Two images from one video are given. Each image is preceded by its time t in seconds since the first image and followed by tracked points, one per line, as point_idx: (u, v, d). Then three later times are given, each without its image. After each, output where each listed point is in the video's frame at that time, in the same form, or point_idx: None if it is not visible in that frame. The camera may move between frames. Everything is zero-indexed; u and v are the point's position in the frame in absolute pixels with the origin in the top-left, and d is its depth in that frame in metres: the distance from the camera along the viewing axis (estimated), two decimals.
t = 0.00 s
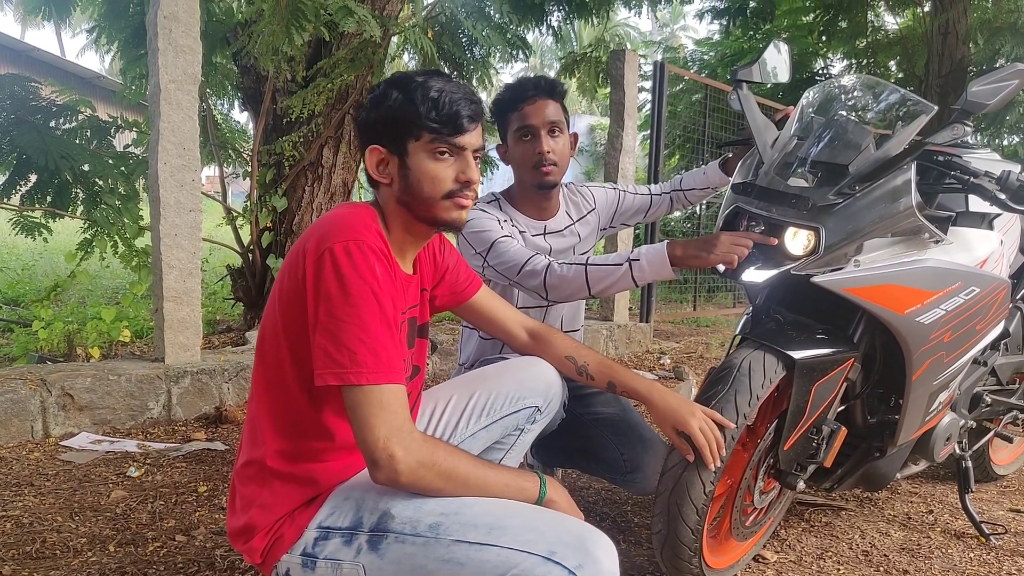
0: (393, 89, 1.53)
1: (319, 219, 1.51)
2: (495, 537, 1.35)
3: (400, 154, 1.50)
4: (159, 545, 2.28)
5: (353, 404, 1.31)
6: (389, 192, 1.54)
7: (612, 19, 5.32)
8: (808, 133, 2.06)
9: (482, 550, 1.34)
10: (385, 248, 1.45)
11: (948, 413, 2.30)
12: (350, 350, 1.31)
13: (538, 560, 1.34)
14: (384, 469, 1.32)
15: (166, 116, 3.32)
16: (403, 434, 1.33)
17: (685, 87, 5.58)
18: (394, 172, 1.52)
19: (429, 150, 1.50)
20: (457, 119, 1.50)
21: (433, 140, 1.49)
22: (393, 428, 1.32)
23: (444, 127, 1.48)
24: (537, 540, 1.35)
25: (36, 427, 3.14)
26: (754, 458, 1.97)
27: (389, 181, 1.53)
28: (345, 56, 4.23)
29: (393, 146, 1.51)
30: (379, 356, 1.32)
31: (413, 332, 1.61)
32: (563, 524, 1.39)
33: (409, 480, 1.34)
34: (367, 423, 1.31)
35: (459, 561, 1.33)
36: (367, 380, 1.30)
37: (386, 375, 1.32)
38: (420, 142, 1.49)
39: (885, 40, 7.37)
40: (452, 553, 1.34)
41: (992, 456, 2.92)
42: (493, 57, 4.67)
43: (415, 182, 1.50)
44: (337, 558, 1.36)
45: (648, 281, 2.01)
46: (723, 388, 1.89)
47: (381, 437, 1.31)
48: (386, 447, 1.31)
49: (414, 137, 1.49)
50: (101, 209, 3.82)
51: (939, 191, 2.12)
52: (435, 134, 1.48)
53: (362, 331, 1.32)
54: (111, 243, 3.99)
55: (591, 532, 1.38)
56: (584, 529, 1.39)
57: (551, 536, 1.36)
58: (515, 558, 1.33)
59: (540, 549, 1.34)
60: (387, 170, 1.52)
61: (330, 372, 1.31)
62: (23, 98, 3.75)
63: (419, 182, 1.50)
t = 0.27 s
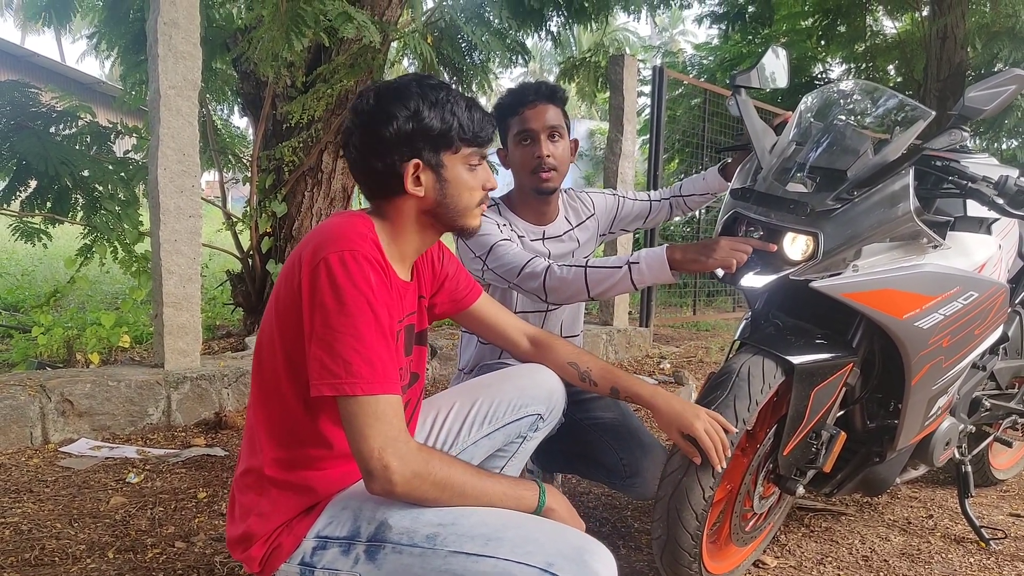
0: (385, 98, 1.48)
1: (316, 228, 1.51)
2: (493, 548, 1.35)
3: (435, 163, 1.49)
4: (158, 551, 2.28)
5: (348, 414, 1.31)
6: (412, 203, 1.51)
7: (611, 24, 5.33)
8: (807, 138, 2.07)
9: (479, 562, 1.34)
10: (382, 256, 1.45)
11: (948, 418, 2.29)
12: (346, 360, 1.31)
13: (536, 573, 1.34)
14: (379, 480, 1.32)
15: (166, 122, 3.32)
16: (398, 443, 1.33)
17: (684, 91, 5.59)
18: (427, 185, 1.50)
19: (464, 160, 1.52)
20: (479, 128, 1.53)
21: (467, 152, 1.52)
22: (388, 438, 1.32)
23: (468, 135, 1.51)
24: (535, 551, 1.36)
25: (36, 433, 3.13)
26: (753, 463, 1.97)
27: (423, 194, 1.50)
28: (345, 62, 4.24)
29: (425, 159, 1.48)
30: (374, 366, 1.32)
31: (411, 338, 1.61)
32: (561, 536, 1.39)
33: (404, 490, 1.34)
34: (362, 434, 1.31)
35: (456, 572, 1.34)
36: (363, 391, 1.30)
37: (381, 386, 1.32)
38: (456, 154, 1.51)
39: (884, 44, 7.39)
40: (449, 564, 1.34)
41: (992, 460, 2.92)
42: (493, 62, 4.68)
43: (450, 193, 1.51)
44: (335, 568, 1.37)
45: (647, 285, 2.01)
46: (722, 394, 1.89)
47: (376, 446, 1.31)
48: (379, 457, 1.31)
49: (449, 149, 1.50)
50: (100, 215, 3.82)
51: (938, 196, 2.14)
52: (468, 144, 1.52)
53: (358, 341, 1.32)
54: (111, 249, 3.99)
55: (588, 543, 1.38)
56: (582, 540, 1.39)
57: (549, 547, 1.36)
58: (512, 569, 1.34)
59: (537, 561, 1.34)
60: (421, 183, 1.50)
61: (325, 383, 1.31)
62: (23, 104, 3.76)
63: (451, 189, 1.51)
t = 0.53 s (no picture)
0: (385, 96, 1.48)
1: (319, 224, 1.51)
2: (494, 548, 1.34)
3: (434, 160, 1.49)
4: (159, 546, 2.28)
5: (349, 410, 1.31)
6: (412, 200, 1.51)
7: (616, 25, 5.33)
8: (813, 141, 2.07)
9: (480, 561, 1.33)
10: (384, 253, 1.44)
11: (950, 423, 2.29)
12: (347, 356, 1.31)
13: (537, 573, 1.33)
14: (380, 476, 1.31)
15: (170, 118, 3.32)
16: (398, 441, 1.33)
17: (689, 93, 5.59)
18: (427, 181, 1.50)
19: (464, 157, 1.53)
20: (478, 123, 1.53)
21: (467, 149, 1.52)
22: (388, 435, 1.32)
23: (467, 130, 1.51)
24: (536, 552, 1.35)
25: (38, 428, 3.14)
26: (755, 465, 1.97)
27: (423, 190, 1.50)
28: (350, 60, 4.25)
29: (425, 156, 1.48)
30: (375, 363, 1.31)
31: (413, 336, 1.61)
32: (562, 536, 1.39)
33: (404, 487, 1.34)
34: (363, 431, 1.31)
35: (456, 571, 1.33)
36: (363, 387, 1.30)
37: (382, 382, 1.31)
38: (456, 151, 1.52)
39: (890, 48, 7.39)
40: (450, 563, 1.33)
41: (994, 466, 2.91)
42: (498, 62, 4.68)
43: (451, 190, 1.51)
44: (335, 565, 1.36)
45: (650, 286, 2.02)
46: (724, 396, 1.89)
47: (376, 442, 1.31)
48: (379, 454, 1.31)
49: (449, 146, 1.50)
50: (104, 210, 3.82)
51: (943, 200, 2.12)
52: (469, 140, 1.52)
53: (359, 338, 1.31)
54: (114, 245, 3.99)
55: (589, 544, 1.38)
56: (583, 541, 1.39)
57: (550, 548, 1.36)
58: (513, 569, 1.33)
59: (538, 561, 1.34)
60: (420, 180, 1.49)
61: (325, 379, 1.31)
62: (29, 99, 3.76)
63: (452, 186, 1.51)
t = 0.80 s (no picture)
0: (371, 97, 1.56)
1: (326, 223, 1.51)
2: (500, 551, 1.35)
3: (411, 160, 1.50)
4: (162, 545, 2.29)
5: (358, 407, 1.31)
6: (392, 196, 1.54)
7: (622, 27, 5.33)
8: (818, 145, 2.07)
9: (486, 563, 1.33)
10: (392, 253, 1.45)
11: (955, 428, 2.29)
12: (356, 354, 1.31)
13: None
14: (389, 473, 1.31)
15: (176, 117, 3.33)
16: (408, 439, 1.33)
17: (693, 96, 5.60)
18: (395, 175, 1.52)
19: (432, 151, 1.51)
20: (458, 120, 1.50)
21: (434, 142, 1.50)
22: (397, 433, 1.32)
23: (446, 129, 1.50)
24: (542, 555, 1.35)
25: (42, 425, 3.15)
26: (759, 469, 1.96)
27: (393, 184, 1.53)
28: (355, 60, 4.26)
29: (390, 150, 1.52)
30: (384, 361, 1.32)
31: (418, 337, 1.61)
32: (568, 540, 1.39)
33: (411, 486, 1.34)
34: (371, 428, 1.31)
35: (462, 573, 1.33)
36: (372, 385, 1.30)
37: (391, 380, 1.32)
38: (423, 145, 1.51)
39: (895, 52, 7.38)
40: (456, 565, 1.34)
41: (997, 472, 2.90)
42: (503, 63, 4.68)
43: (417, 184, 1.50)
44: (341, 566, 1.36)
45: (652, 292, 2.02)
46: (729, 399, 1.88)
47: (386, 440, 1.31)
48: (389, 451, 1.31)
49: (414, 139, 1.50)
50: (110, 209, 3.83)
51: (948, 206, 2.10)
52: (432, 132, 1.49)
53: (368, 336, 1.32)
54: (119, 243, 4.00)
55: (595, 548, 1.38)
56: (589, 545, 1.39)
57: (556, 551, 1.36)
58: (519, 572, 1.33)
59: (544, 565, 1.34)
60: (389, 173, 1.53)
61: (334, 377, 1.31)
62: (35, 97, 3.77)
63: (419, 180, 1.50)
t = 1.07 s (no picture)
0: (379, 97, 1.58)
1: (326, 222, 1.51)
2: (502, 551, 1.34)
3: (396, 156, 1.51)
4: (164, 544, 2.29)
5: (358, 407, 1.31)
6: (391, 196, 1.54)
7: (623, 27, 5.33)
8: (821, 145, 2.06)
9: (488, 563, 1.33)
10: (392, 252, 1.45)
11: (957, 428, 2.28)
12: (356, 353, 1.31)
13: None
14: (390, 474, 1.32)
15: (178, 117, 3.33)
16: (409, 438, 1.33)
17: (695, 95, 5.59)
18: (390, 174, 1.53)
19: (421, 149, 1.50)
20: (444, 117, 1.50)
21: (422, 141, 1.50)
22: (398, 432, 1.32)
23: (431, 126, 1.49)
24: (543, 555, 1.35)
25: (43, 425, 3.15)
26: (761, 469, 1.96)
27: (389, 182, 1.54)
28: (357, 60, 4.26)
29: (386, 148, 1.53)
30: (384, 360, 1.32)
31: (419, 337, 1.61)
32: (570, 540, 1.39)
33: (413, 486, 1.34)
34: (372, 428, 1.31)
35: (464, 573, 1.33)
36: (373, 384, 1.30)
37: (391, 379, 1.32)
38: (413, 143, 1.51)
39: (896, 52, 7.38)
40: (458, 565, 1.34)
41: (999, 472, 2.90)
42: (504, 63, 4.68)
43: (408, 182, 1.50)
44: (343, 566, 1.36)
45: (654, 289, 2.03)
46: (731, 399, 1.88)
47: (387, 439, 1.31)
48: (390, 451, 1.31)
49: (406, 138, 1.51)
50: (111, 208, 3.83)
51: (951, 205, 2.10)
52: (421, 131, 1.49)
53: (368, 335, 1.32)
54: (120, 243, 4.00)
55: (597, 548, 1.38)
56: (591, 545, 1.39)
57: (558, 552, 1.36)
58: (521, 572, 1.33)
59: (546, 565, 1.34)
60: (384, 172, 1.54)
61: (335, 376, 1.31)
62: (37, 98, 3.78)
63: (410, 179, 1.50)
